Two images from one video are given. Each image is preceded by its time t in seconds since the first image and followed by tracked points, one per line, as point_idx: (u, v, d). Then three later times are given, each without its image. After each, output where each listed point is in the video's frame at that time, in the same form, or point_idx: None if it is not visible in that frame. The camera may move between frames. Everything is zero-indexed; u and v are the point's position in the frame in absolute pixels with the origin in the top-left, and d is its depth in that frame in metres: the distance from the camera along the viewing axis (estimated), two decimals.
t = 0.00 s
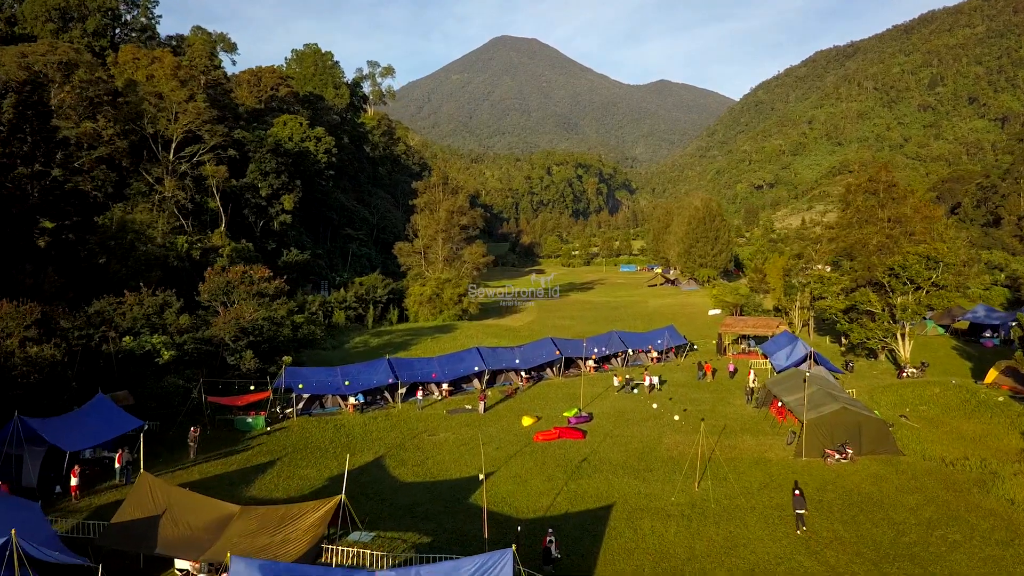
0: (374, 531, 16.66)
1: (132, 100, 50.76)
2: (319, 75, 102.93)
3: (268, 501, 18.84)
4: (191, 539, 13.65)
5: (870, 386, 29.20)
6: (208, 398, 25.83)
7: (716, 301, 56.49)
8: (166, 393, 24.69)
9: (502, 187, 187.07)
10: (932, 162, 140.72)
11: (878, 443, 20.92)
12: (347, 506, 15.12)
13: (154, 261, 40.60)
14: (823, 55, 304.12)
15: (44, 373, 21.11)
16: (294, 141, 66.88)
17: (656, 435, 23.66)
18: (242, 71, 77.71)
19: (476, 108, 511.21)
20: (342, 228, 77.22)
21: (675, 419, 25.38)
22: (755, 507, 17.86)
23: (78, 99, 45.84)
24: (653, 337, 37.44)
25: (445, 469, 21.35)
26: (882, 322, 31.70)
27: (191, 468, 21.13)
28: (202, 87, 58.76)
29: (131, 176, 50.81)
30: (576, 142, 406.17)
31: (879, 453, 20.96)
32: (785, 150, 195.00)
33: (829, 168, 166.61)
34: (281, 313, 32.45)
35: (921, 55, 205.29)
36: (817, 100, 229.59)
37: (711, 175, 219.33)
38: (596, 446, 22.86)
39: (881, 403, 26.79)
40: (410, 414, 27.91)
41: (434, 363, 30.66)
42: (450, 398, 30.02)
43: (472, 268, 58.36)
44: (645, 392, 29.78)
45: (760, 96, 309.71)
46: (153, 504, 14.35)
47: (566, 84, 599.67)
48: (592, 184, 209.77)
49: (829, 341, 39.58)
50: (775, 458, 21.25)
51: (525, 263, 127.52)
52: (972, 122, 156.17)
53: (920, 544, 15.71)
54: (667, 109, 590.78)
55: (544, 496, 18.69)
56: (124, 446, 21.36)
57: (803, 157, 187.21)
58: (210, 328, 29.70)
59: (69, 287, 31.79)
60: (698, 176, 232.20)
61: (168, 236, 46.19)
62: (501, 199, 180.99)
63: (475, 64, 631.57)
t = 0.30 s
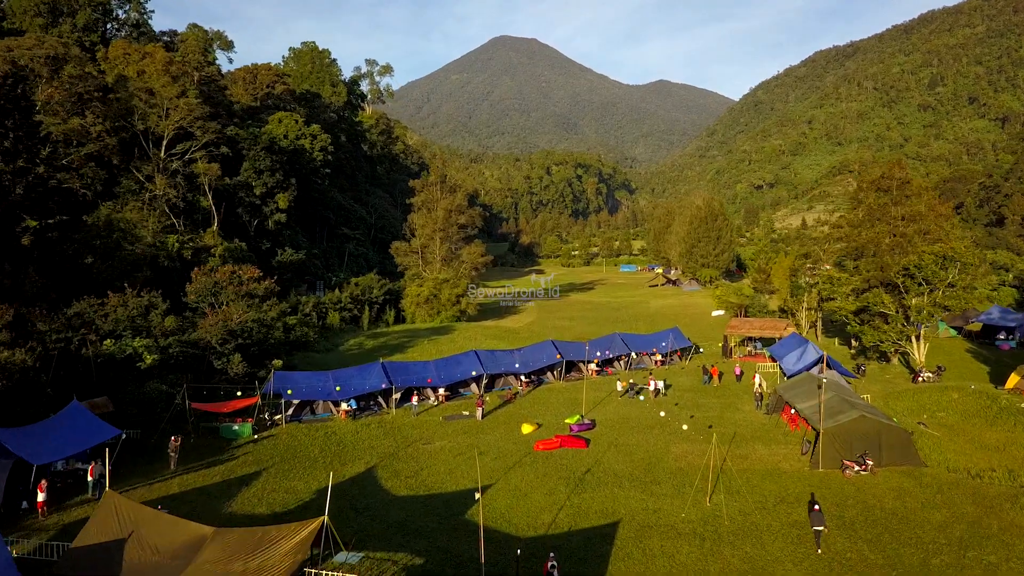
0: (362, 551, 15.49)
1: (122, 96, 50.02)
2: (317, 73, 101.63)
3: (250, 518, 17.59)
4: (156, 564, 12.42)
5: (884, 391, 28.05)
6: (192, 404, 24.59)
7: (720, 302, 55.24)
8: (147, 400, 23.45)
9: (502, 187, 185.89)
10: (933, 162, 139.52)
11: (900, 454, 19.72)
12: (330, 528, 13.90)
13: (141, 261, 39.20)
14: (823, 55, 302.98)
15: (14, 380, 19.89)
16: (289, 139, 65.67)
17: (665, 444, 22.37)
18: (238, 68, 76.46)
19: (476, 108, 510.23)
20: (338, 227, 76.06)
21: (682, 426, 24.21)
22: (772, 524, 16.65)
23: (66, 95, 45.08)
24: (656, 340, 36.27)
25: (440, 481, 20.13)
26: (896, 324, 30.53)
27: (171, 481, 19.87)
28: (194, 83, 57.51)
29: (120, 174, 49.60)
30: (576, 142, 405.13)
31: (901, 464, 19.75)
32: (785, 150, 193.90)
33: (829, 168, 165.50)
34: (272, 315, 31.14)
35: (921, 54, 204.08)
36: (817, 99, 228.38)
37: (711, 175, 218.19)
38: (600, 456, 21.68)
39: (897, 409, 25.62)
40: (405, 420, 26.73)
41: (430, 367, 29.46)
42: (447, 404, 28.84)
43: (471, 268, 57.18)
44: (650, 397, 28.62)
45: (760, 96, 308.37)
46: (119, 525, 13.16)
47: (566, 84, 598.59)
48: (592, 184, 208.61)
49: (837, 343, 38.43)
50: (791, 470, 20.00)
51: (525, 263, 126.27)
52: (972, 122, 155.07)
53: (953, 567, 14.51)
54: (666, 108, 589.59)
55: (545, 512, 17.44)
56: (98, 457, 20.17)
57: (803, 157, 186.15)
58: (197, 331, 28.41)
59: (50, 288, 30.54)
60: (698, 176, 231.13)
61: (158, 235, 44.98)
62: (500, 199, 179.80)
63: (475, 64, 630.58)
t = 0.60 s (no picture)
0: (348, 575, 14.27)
1: (113, 92, 48.93)
2: (314, 71, 100.29)
3: (229, 535, 16.39)
4: None
5: (900, 396, 26.86)
6: (174, 411, 23.36)
7: (723, 303, 54.02)
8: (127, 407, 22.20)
9: (501, 187, 184.61)
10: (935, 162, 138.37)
11: (925, 465, 18.52)
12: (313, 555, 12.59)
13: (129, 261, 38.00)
14: (823, 55, 301.97)
15: None
16: (284, 136, 64.48)
17: (672, 455, 21.18)
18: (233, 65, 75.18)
19: (475, 108, 508.96)
20: (335, 226, 74.90)
21: (691, 435, 23.02)
22: (792, 544, 15.43)
23: (56, 90, 43.49)
24: (661, 342, 35.08)
25: (435, 495, 18.92)
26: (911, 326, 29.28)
27: (148, 494, 18.67)
28: (186, 78, 56.29)
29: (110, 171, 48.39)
30: (576, 142, 403.94)
31: (925, 476, 18.55)
32: (785, 150, 192.74)
33: (829, 168, 164.36)
34: (261, 317, 29.91)
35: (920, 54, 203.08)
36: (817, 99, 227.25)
37: (711, 175, 217.10)
38: (604, 467, 20.48)
39: (916, 416, 24.41)
40: (399, 427, 25.53)
41: (426, 371, 28.27)
42: (444, 410, 27.63)
43: (469, 268, 55.96)
44: (656, 403, 27.43)
45: (760, 96, 307.18)
46: (78, 553, 11.93)
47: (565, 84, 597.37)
48: (592, 184, 207.44)
49: (847, 345, 37.27)
50: (808, 483, 18.83)
51: (524, 263, 125.05)
52: (972, 121, 154.01)
53: None
54: (666, 108, 588.44)
55: (547, 530, 16.24)
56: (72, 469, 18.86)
57: (803, 157, 185.01)
58: (182, 333, 27.16)
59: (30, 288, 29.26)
60: (698, 177, 229.96)
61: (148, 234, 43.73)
62: (500, 199, 178.55)
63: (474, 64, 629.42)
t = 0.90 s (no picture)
0: None
1: (102, 88, 47.72)
2: (311, 69, 99.12)
3: (206, 555, 15.24)
4: None
5: (918, 402, 25.66)
6: (155, 418, 22.05)
7: (727, 304, 52.84)
8: (106, 414, 21.05)
9: (501, 187, 183.51)
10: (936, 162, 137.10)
11: (951, 478, 17.37)
12: None
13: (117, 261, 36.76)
14: (823, 54, 300.87)
15: None
16: (279, 134, 63.42)
17: (680, 465, 20.03)
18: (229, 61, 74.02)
19: (475, 108, 507.99)
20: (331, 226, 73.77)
21: (699, 444, 21.86)
22: (814, 566, 14.26)
23: (45, 85, 42.07)
24: (665, 344, 33.93)
25: (429, 510, 17.77)
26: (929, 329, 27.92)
27: (123, 510, 17.44)
28: (179, 75, 55.20)
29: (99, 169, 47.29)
30: (576, 142, 402.72)
31: (952, 490, 17.41)
32: (785, 150, 191.62)
33: (829, 168, 163.20)
34: (250, 318, 28.81)
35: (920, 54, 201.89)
36: (817, 99, 226.09)
37: (711, 175, 216.00)
38: (609, 478, 19.35)
39: (937, 422, 23.22)
40: (393, 435, 24.36)
41: (421, 376, 27.12)
42: (440, 416, 26.46)
43: (467, 267, 54.79)
44: (661, 408, 26.27)
45: (760, 96, 305.89)
46: None
47: (565, 84, 596.23)
48: (592, 184, 206.23)
49: (857, 348, 36.09)
50: (826, 496, 17.65)
51: (523, 263, 123.89)
52: (972, 121, 152.89)
53: None
54: (665, 108, 587.26)
55: (548, 550, 15.09)
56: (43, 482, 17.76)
57: (803, 157, 183.92)
58: (166, 336, 26.06)
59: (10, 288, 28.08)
60: (697, 176, 228.85)
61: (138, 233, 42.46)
62: (499, 198, 177.50)
63: (474, 64, 628.43)
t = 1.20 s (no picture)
0: None
1: (91, 84, 46.53)
2: (308, 67, 97.91)
3: None
4: None
5: (936, 408, 24.55)
6: (134, 426, 20.78)
7: (731, 304, 51.76)
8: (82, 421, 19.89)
9: (500, 186, 182.40)
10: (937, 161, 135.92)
11: (981, 493, 16.24)
12: None
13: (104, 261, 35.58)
14: (823, 54, 299.94)
15: None
16: (274, 131, 62.34)
17: (690, 478, 18.85)
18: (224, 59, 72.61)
19: (475, 108, 506.83)
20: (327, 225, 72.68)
21: (708, 453, 20.76)
22: None
23: (32, 80, 40.90)
24: (669, 347, 32.86)
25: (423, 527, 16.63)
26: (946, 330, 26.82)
27: (93, 526, 16.29)
28: (171, 71, 54.05)
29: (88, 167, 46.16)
30: (575, 142, 401.49)
31: (982, 505, 16.27)
32: (784, 149, 190.58)
33: (830, 168, 162.15)
34: (238, 320, 27.89)
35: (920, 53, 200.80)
36: (817, 98, 225.03)
37: (711, 174, 214.89)
38: (615, 491, 18.22)
39: (958, 429, 22.12)
40: (387, 442, 23.24)
41: (417, 380, 26.03)
42: (436, 422, 25.33)
43: (465, 267, 53.66)
44: (667, 414, 25.16)
45: (759, 96, 304.86)
46: None
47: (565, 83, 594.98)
48: (592, 184, 204.99)
49: (868, 350, 34.99)
50: (848, 512, 16.47)
51: (523, 264, 122.74)
52: (973, 121, 151.86)
53: None
54: (665, 108, 586.02)
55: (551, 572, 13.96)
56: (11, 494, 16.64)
57: (803, 156, 182.84)
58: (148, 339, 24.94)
59: None
60: (697, 176, 227.76)
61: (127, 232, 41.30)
62: (499, 198, 176.42)
63: (473, 64, 627.30)
